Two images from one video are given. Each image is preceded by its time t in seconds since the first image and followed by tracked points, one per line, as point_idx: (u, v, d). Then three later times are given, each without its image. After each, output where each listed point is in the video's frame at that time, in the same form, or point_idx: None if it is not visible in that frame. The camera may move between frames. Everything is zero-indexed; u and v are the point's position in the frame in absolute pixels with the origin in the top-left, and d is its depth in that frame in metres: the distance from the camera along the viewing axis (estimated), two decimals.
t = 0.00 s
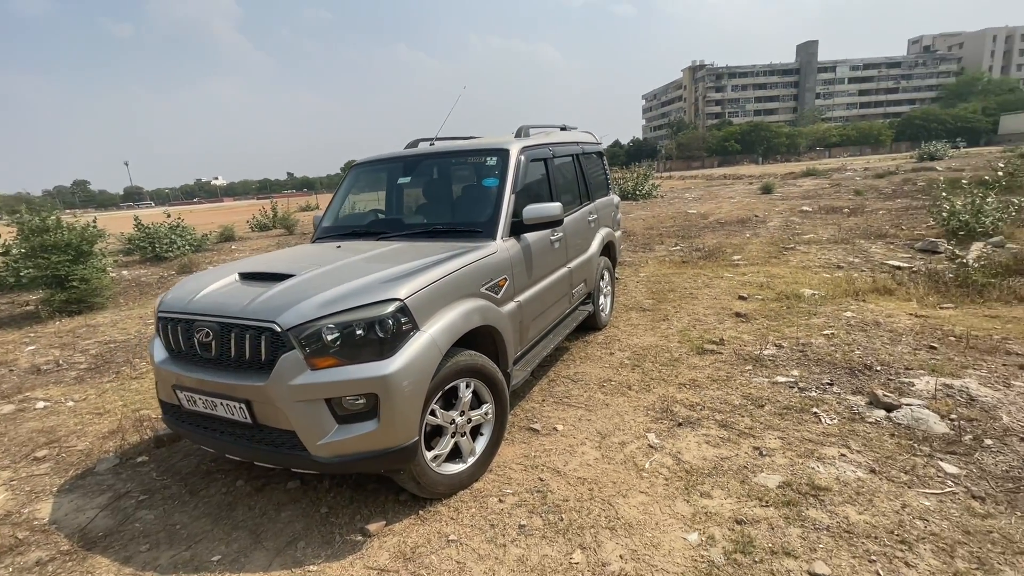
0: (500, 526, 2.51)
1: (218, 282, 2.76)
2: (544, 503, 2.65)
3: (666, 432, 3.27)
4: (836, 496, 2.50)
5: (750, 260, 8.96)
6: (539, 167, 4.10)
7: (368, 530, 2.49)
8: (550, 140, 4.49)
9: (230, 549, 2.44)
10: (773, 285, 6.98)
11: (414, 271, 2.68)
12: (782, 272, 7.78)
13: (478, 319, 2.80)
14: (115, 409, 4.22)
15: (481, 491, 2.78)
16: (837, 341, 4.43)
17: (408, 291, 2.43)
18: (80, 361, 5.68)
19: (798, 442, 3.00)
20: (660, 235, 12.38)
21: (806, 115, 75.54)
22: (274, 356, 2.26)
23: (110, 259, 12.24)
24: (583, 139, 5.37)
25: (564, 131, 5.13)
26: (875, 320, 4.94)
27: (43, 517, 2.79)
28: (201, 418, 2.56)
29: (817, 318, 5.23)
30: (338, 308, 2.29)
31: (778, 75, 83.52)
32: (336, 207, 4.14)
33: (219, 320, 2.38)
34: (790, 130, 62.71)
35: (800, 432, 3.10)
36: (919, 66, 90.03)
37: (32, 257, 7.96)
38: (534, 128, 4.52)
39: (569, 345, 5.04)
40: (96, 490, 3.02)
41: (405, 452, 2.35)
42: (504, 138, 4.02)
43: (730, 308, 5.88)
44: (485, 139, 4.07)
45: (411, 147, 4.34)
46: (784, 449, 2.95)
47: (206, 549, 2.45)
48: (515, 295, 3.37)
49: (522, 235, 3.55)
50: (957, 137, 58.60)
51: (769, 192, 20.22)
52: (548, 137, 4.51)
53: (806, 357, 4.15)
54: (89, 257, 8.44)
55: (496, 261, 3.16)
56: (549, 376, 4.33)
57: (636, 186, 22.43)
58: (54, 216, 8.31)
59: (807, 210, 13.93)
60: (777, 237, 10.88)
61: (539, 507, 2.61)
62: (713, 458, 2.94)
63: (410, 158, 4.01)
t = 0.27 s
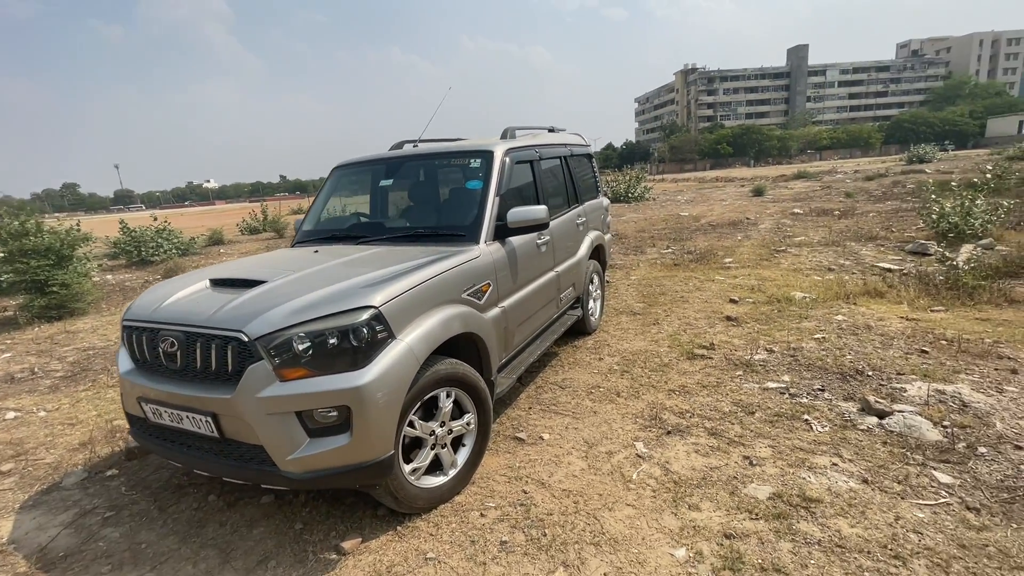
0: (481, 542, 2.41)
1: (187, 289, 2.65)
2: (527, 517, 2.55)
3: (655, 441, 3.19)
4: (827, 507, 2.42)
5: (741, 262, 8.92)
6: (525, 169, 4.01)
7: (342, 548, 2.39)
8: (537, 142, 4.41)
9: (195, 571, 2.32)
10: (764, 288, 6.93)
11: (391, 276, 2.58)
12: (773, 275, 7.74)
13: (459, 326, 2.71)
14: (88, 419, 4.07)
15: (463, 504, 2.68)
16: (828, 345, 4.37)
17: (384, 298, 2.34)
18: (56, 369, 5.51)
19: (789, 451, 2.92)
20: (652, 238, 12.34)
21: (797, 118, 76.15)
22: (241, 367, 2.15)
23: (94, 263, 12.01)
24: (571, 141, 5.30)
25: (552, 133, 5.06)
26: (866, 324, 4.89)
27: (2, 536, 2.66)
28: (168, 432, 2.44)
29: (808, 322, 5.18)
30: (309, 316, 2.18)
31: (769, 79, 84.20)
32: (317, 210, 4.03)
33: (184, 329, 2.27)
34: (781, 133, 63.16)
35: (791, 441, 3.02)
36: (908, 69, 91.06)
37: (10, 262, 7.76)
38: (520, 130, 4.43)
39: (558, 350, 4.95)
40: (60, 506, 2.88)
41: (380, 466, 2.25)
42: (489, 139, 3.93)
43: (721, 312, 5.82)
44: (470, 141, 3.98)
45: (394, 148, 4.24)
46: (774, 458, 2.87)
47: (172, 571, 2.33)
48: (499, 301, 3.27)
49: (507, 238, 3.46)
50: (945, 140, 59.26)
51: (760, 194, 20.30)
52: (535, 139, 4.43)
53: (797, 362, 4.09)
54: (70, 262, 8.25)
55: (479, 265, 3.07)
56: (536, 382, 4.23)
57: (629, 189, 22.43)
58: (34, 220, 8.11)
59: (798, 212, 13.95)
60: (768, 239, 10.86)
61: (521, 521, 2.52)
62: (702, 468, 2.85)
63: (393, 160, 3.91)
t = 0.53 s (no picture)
0: (469, 560, 2.29)
1: (164, 294, 2.54)
2: (519, 533, 2.43)
3: (653, 451, 3.06)
4: (835, 525, 2.29)
5: (744, 263, 8.78)
6: (520, 169, 3.89)
7: (323, 566, 2.27)
8: (533, 140, 4.29)
9: None
10: (767, 289, 6.79)
11: (376, 280, 2.46)
12: (776, 276, 7.60)
13: (447, 332, 2.59)
14: (73, 426, 3.97)
15: (452, 519, 2.56)
16: (833, 350, 4.24)
17: (367, 304, 2.22)
18: (45, 373, 5.42)
19: (794, 462, 2.79)
20: (654, 238, 12.20)
21: (800, 117, 75.81)
22: (214, 378, 2.04)
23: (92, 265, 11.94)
24: (569, 139, 5.18)
25: (549, 131, 4.94)
26: (872, 327, 4.75)
27: None
28: (142, 444, 2.34)
29: (813, 325, 5.04)
30: (286, 324, 2.07)
31: (771, 78, 83.87)
32: (306, 211, 3.92)
33: (157, 337, 2.16)
34: (784, 133, 62.87)
35: (796, 451, 2.90)
36: (912, 68, 90.54)
37: (4, 264, 7.67)
38: (516, 128, 4.32)
39: (555, 354, 4.83)
40: (35, 520, 2.77)
41: (362, 481, 2.13)
42: (483, 138, 3.82)
43: (723, 314, 5.69)
44: (463, 139, 3.86)
45: (386, 148, 4.13)
46: (778, 470, 2.74)
47: None
48: (491, 305, 3.15)
49: (500, 240, 3.34)
50: (949, 138, 58.87)
51: (763, 194, 20.14)
52: (531, 138, 4.31)
53: (802, 367, 3.95)
54: (65, 264, 8.16)
55: (470, 268, 2.95)
56: (532, 388, 4.11)
57: (630, 189, 22.28)
58: (28, 221, 8.03)
59: (802, 212, 13.78)
60: (771, 239, 10.71)
61: (512, 538, 2.40)
62: (702, 480, 2.73)
63: (383, 159, 3.80)
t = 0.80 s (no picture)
0: (468, 573, 2.21)
1: (159, 295, 2.49)
2: (521, 545, 2.34)
3: (662, 458, 2.95)
4: (854, 542, 2.17)
5: (758, 261, 8.58)
6: (525, 165, 3.79)
7: None
8: (539, 136, 4.18)
9: None
10: (782, 288, 6.61)
11: (373, 282, 2.38)
12: (791, 274, 7.40)
13: (447, 335, 2.51)
14: (77, 426, 3.96)
15: (452, 529, 2.48)
16: (851, 352, 4.08)
17: (362, 308, 2.14)
18: (54, 371, 5.44)
19: (810, 473, 2.67)
20: (665, 235, 12.00)
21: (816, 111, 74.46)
22: (205, 384, 1.97)
23: (106, 262, 12.07)
24: (577, 135, 5.06)
25: (556, 127, 4.82)
26: (893, 329, 4.58)
27: None
28: (135, 450, 2.29)
29: (830, 326, 4.87)
30: (278, 328, 1.99)
31: (787, 71, 82.44)
32: (308, 209, 3.86)
33: (148, 341, 2.10)
34: (799, 127, 61.78)
35: (812, 461, 2.77)
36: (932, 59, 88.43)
37: (17, 262, 7.74)
38: (522, 124, 4.21)
39: (562, 355, 4.73)
40: (34, 523, 2.75)
41: (357, 491, 2.06)
42: (488, 134, 3.72)
43: (736, 315, 5.53)
44: (467, 135, 3.77)
45: (390, 144, 4.05)
46: (793, 481, 2.62)
47: None
48: (495, 306, 3.06)
49: (504, 239, 3.24)
50: (971, 132, 57.39)
51: (778, 189, 19.76)
52: (537, 133, 4.20)
53: (818, 371, 3.80)
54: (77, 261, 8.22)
55: (473, 269, 2.85)
56: (538, 390, 4.02)
57: (642, 185, 22.02)
58: (41, 219, 8.10)
59: (818, 208, 13.47)
60: (786, 236, 10.47)
61: (514, 550, 2.31)
62: (713, 491, 2.61)
63: (386, 157, 3.72)
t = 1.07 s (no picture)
0: None
1: (174, 295, 2.51)
2: (532, 549, 2.31)
3: (677, 463, 2.89)
4: (877, 554, 2.10)
5: (778, 258, 8.38)
6: (540, 163, 3.73)
7: None
8: (554, 133, 4.12)
9: None
10: (803, 287, 6.45)
11: (384, 282, 2.36)
12: (813, 272, 7.21)
13: (458, 337, 2.48)
14: (99, 419, 4.05)
15: (463, 531, 2.47)
16: (876, 355, 3.95)
17: (372, 309, 2.12)
18: (79, 365, 5.58)
19: (831, 481, 2.59)
20: (683, 232, 11.81)
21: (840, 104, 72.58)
22: (216, 385, 1.98)
23: (130, 257, 12.34)
24: (593, 131, 4.98)
25: (571, 123, 4.75)
26: (919, 330, 4.42)
27: None
28: (151, 447, 2.31)
29: (853, 327, 4.73)
30: (288, 330, 1.99)
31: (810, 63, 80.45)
32: (322, 208, 3.87)
33: (162, 341, 2.12)
34: (823, 120, 60.29)
35: (834, 468, 2.68)
36: (964, 48, 85.37)
37: (45, 258, 7.95)
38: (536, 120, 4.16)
39: (576, 354, 4.68)
40: (56, 515, 2.81)
41: (366, 494, 2.05)
42: (501, 131, 3.67)
43: (755, 314, 5.41)
44: (481, 133, 3.73)
45: (403, 142, 4.03)
46: (813, 489, 2.54)
47: None
48: (507, 307, 3.03)
49: (517, 238, 3.20)
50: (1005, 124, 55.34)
51: (799, 184, 19.32)
52: (552, 130, 4.14)
53: (840, 374, 3.69)
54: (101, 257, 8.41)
55: (485, 268, 2.82)
56: (552, 390, 3.98)
57: (659, 180, 21.72)
58: (67, 216, 8.30)
59: (841, 204, 13.12)
60: (808, 233, 10.21)
61: (525, 555, 2.28)
62: (730, 497, 2.55)
63: (399, 154, 3.70)
